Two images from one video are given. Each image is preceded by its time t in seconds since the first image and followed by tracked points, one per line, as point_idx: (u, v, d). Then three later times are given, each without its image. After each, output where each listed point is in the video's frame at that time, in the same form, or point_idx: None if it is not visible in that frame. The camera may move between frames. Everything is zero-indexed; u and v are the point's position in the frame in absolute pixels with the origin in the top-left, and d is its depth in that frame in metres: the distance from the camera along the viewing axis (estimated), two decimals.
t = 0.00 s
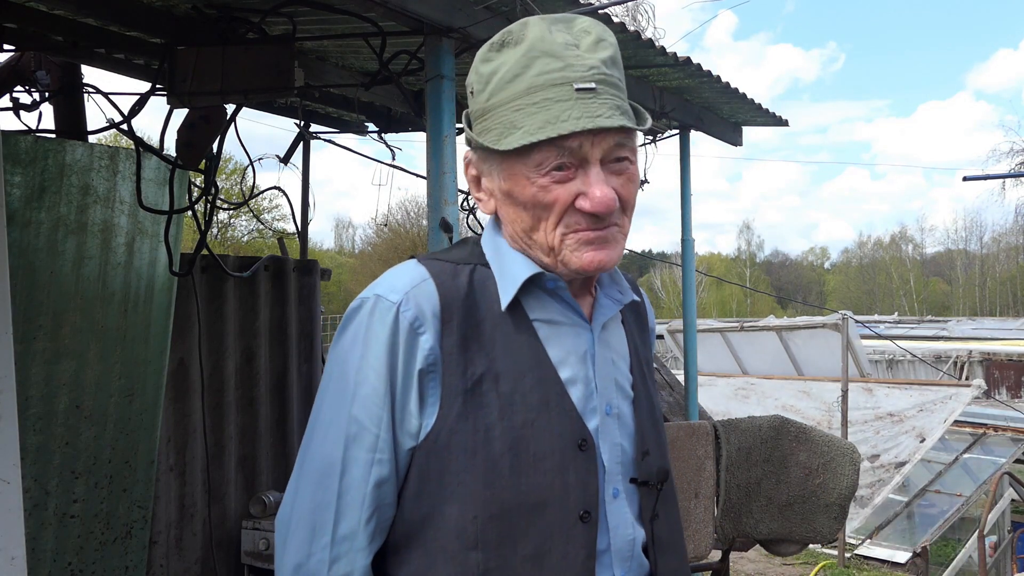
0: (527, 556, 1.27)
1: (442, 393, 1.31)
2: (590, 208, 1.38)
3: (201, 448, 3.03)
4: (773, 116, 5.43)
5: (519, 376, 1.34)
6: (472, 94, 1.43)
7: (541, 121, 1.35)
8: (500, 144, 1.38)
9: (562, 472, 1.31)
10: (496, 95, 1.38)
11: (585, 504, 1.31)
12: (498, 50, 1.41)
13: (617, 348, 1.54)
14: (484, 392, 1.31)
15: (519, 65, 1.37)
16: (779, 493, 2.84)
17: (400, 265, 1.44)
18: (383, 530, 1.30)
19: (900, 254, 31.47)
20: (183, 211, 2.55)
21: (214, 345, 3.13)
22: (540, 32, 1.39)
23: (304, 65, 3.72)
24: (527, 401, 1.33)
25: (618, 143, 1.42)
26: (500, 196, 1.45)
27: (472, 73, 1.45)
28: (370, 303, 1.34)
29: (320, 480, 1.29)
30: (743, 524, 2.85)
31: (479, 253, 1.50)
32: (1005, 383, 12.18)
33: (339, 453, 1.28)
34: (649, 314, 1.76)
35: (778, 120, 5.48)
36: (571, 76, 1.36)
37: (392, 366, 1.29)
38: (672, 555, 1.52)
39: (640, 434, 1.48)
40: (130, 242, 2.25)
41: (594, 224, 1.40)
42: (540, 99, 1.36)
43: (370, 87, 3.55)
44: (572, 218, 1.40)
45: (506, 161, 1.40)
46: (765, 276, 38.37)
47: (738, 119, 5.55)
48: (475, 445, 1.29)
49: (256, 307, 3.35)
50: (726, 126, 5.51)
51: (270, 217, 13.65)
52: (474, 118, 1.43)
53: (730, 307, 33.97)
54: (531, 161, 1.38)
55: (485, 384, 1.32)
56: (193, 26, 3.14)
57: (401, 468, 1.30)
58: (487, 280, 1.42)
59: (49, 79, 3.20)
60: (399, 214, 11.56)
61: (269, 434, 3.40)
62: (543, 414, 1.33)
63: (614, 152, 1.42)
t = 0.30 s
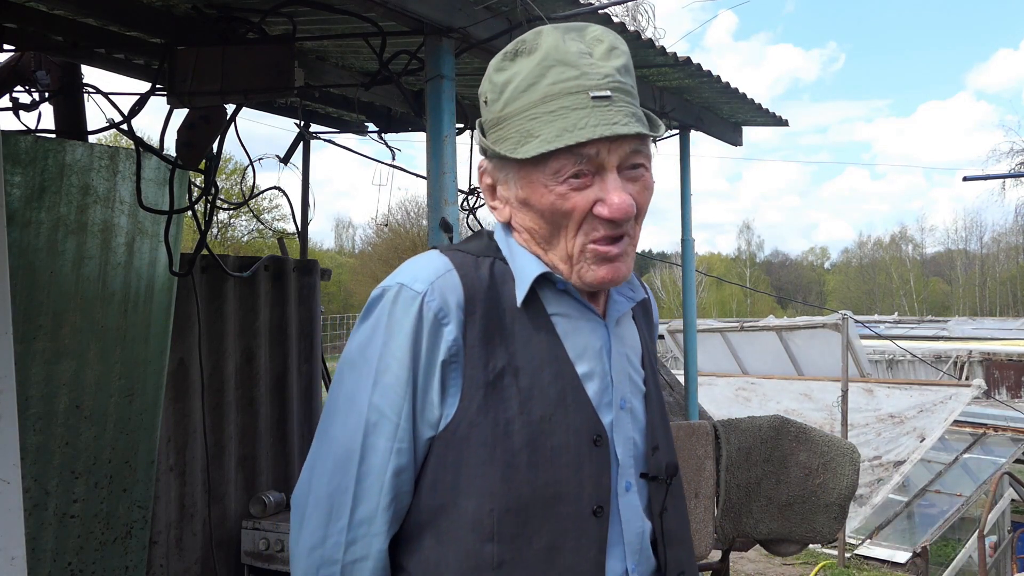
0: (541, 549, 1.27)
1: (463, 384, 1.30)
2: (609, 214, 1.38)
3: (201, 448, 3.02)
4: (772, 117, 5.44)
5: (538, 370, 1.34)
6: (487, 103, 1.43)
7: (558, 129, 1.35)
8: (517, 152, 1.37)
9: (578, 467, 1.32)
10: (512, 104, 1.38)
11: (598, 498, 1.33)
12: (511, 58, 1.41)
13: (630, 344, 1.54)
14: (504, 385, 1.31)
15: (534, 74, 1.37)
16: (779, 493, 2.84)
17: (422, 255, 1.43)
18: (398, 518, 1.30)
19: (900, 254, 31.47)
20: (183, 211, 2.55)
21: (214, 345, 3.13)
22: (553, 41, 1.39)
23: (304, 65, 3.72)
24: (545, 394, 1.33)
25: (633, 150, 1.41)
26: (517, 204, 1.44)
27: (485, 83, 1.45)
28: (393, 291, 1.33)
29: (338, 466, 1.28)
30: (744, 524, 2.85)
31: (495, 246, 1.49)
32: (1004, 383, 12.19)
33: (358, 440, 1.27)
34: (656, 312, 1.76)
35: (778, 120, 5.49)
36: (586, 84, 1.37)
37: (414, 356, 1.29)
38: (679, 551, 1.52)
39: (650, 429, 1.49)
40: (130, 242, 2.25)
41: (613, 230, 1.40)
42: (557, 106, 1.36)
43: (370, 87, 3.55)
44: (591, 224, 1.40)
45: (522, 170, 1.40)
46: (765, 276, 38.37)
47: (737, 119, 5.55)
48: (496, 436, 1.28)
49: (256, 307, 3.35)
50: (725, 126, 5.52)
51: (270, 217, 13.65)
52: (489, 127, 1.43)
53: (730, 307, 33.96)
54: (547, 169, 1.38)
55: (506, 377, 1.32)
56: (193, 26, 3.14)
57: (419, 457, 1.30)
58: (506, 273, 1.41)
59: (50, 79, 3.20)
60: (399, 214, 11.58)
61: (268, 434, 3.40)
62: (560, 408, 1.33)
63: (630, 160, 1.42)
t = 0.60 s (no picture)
0: (547, 538, 1.27)
1: (468, 373, 1.31)
2: (613, 205, 1.38)
3: (201, 447, 3.02)
4: (772, 117, 5.44)
5: (543, 361, 1.34)
6: (495, 97, 1.43)
7: (565, 121, 1.35)
8: (524, 143, 1.37)
9: (581, 459, 1.31)
10: (521, 96, 1.38)
11: (602, 490, 1.33)
12: (521, 54, 1.42)
13: (633, 340, 1.54)
14: (510, 374, 1.31)
15: (543, 68, 1.38)
16: (780, 493, 2.84)
17: (427, 247, 1.44)
18: (404, 506, 1.30)
19: (899, 254, 31.47)
20: (183, 212, 2.55)
21: (214, 344, 3.13)
22: (563, 37, 1.39)
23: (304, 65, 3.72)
24: (549, 386, 1.33)
25: (640, 146, 1.42)
26: (523, 196, 1.45)
27: (495, 79, 1.45)
28: (398, 280, 1.34)
29: (344, 453, 1.29)
30: (744, 524, 2.85)
31: (500, 239, 1.48)
32: (1004, 383, 12.18)
33: (363, 427, 1.28)
34: (660, 309, 1.76)
35: (778, 120, 5.49)
36: (595, 78, 1.37)
37: (419, 344, 1.29)
38: (687, 546, 1.51)
39: (654, 425, 1.49)
40: (130, 243, 2.25)
41: (617, 222, 1.40)
42: (565, 99, 1.36)
43: (370, 87, 3.55)
44: (596, 216, 1.40)
45: (529, 161, 1.41)
46: (765, 276, 38.37)
47: (737, 120, 5.55)
48: (500, 426, 1.28)
49: (256, 307, 3.35)
50: (726, 126, 5.52)
51: (270, 217, 13.65)
52: (497, 121, 1.43)
53: (730, 308, 33.96)
54: (554, 160, 1.39)
55: (511, 367, 1.32)
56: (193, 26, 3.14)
57: (423, 445, 1.30)
58: (510, 266, 1.41)
59: (50, 79, 3.20)
60: (399, 215, 11.59)
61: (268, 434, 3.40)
62: (564, 400, 1.33)
63: (636, 155, 1.43)
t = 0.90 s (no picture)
0: (543, 543, 1.27)
1: (460, 377, 1.31)
2: (667, 194, 1.44)
3: (201, 448, 3.03)
4: (772, 117, 5.44)
5: (537, 365, 1.33)
6: (534, 87, 1.41)
7: (630, 108, 1.39)
8: (590, 125, 1.37)
9: (577, 463, 1.31)
10: (575, 84, 1.38)
11: (598, 493, 1.32)
12: (557, 49, 1.43)
13: (629, 342, 1.54)
14: (503, 379, 1.31)
15: (594, 60, 1.40)
16: (779, 492, 2.85)
17: (421, 250, 1.43)
18: (399, 510, 1.30)
19: (900, 254, 31.47)
20: (183, 212, 2.55)
21: (214, 344, 3.13)
22: (602, 36, 1.43)
23: (304, 65, 3.72)
24: (544, 390, 1.32)
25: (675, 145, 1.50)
26: (571, 184, 1.42)
27: (525, 71, 1.43)
28: (390, 286, 1.34)
29: (339, 458, 1.29)
30: (743, 524, 2.85)
31: (495, 243, 1.48)
32: (1004, 383, 12.18)
33: (357, 432, 1.28)
34: (658, 309, 1.76)
35: (778, 120, 5.49)
36: (640, 74, 1.44)
37: (410, 350, 1.29)
38: (684, 547, 1.51)
39: (650, 426, 1.49)
40: (130, 242, 2.25)
41: (666, 210, 1.45)
42: (622, 89, 1.40)
43: (370, 87, 3.55)
44: (650, 203, 1.43)
45: (587, 146, 1.40)
46: (765, 276, 38.36)
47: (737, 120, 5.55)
48: (494, 431, 1.28)
49: (255, 307, 3.35)
50: (726, 126, 5.52)
51: (270, 217, 13.65)
52: (540, 109, 1.40)
53: (731, 307, 33.95)
54: (615, 145, 1.40)
55: (504, 372, 1.31)
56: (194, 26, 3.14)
57: (418, 450, 1.30)
58: (504, 269, 1.41)
59: (49, 79, 3.20)
60: (399, 215, 11.59)
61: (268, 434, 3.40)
62: (558, 403, 1.32)
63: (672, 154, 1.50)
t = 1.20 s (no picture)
0: (547, 543, 1.27)
1: (469, 376, 1.31)
2: (667, 168, 1.43)
3: (202, 448, 3.03)
4: (772, 116, 5.44)
5: (546, 366, 1.33)
6: (524, 88, 1.43)
7: (617, 91, 1.41)
8: (580, 109, 1.39)
9: (582, 464, 1.31)
10: (561, 75, 1.40)
11: (602, 495, 1.32)
12: (540, 51, 1.46)
13: (635, 345, 1.54)
14: (510, 379, 1.31)
15: (576, 52, 1.42)
16: (780, 493, 2.85)
17: (431, 248, 1.43)
18: (401, 509, 1.30)
19: (899, 254, 31.46)
20: (183, 211, 2.55)
21: (216, 344, 3.13)
22: (582, 33, 1.46)
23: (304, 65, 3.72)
24: (551, 391, 1.32)
25: (668, 122, 1.50)
26: (569, 170, 1.43)
27: (513, 75, 1.46)
28: (402, 283, 1.34)
29: (343, 456, 1.29)
30: (743, 524, 2.86)
31: (505, 241, 1.48)
32: (1004, 383, 12.18)
33: (363, 430, 1.28)
34: (661, 312, 1.76)
35: (777, 120, 5.49)
36: (623, 60, 1.46)
37: (420, 348, 1.29)
38: (681, 552, 1.51)
39: (653, 430, 1.49)
40: (130, 242, 2.25)
41: (667, 187, 1.45)
42: (607, 74, 1.42)
43: (370, 87, 3.55)
44: (650, 180, 1.43)
45: (580, 130, 1.41)
46: (765, 276, 38.36)
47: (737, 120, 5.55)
48: (501, 431, 1.28)
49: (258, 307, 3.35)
50: (726, 126, 5.52)
51: (270, 217, 13.64)
52: (533, 107, 1.43)
53: (731, 307, 33.95)
54: (607, 125, 1.41)
55: (513, 371, 1.31)
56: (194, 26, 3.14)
57: (423, 448, 1.30)
58: (516, 268, 1.40)
59: (50, 79, 3.20)
60: (399, 214, 11.60)
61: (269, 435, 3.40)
62: (565, 404, 1.32)
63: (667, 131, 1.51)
